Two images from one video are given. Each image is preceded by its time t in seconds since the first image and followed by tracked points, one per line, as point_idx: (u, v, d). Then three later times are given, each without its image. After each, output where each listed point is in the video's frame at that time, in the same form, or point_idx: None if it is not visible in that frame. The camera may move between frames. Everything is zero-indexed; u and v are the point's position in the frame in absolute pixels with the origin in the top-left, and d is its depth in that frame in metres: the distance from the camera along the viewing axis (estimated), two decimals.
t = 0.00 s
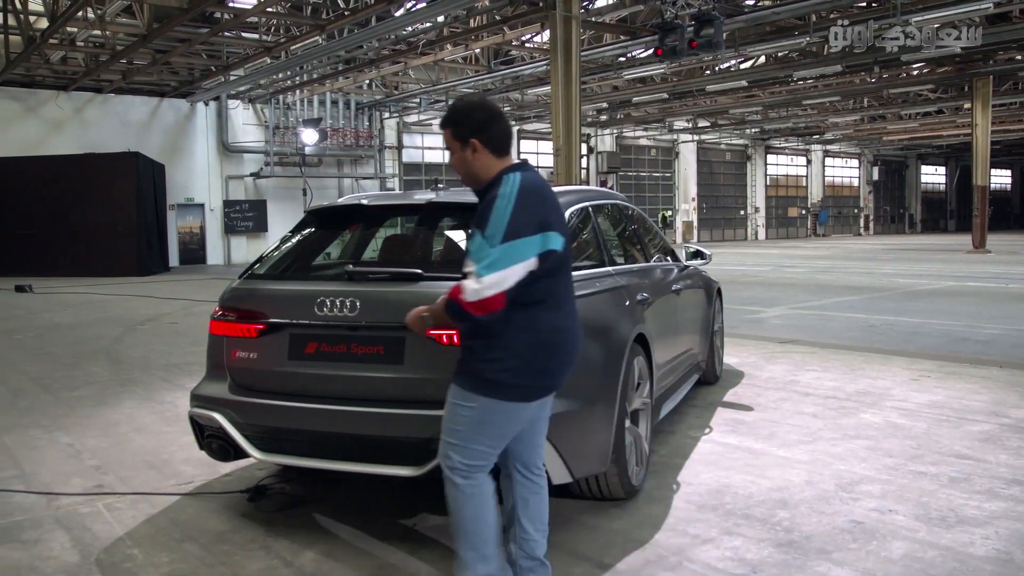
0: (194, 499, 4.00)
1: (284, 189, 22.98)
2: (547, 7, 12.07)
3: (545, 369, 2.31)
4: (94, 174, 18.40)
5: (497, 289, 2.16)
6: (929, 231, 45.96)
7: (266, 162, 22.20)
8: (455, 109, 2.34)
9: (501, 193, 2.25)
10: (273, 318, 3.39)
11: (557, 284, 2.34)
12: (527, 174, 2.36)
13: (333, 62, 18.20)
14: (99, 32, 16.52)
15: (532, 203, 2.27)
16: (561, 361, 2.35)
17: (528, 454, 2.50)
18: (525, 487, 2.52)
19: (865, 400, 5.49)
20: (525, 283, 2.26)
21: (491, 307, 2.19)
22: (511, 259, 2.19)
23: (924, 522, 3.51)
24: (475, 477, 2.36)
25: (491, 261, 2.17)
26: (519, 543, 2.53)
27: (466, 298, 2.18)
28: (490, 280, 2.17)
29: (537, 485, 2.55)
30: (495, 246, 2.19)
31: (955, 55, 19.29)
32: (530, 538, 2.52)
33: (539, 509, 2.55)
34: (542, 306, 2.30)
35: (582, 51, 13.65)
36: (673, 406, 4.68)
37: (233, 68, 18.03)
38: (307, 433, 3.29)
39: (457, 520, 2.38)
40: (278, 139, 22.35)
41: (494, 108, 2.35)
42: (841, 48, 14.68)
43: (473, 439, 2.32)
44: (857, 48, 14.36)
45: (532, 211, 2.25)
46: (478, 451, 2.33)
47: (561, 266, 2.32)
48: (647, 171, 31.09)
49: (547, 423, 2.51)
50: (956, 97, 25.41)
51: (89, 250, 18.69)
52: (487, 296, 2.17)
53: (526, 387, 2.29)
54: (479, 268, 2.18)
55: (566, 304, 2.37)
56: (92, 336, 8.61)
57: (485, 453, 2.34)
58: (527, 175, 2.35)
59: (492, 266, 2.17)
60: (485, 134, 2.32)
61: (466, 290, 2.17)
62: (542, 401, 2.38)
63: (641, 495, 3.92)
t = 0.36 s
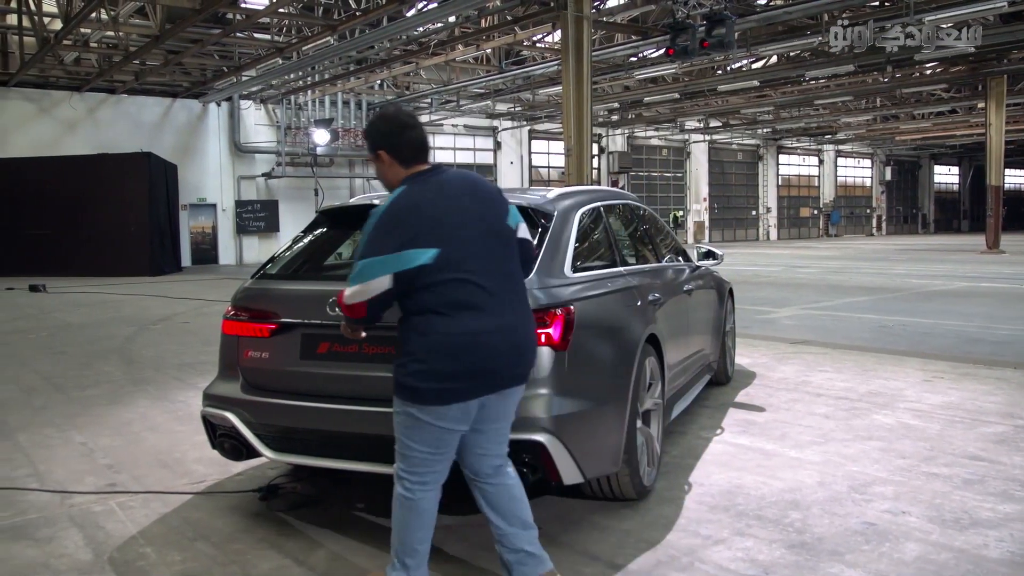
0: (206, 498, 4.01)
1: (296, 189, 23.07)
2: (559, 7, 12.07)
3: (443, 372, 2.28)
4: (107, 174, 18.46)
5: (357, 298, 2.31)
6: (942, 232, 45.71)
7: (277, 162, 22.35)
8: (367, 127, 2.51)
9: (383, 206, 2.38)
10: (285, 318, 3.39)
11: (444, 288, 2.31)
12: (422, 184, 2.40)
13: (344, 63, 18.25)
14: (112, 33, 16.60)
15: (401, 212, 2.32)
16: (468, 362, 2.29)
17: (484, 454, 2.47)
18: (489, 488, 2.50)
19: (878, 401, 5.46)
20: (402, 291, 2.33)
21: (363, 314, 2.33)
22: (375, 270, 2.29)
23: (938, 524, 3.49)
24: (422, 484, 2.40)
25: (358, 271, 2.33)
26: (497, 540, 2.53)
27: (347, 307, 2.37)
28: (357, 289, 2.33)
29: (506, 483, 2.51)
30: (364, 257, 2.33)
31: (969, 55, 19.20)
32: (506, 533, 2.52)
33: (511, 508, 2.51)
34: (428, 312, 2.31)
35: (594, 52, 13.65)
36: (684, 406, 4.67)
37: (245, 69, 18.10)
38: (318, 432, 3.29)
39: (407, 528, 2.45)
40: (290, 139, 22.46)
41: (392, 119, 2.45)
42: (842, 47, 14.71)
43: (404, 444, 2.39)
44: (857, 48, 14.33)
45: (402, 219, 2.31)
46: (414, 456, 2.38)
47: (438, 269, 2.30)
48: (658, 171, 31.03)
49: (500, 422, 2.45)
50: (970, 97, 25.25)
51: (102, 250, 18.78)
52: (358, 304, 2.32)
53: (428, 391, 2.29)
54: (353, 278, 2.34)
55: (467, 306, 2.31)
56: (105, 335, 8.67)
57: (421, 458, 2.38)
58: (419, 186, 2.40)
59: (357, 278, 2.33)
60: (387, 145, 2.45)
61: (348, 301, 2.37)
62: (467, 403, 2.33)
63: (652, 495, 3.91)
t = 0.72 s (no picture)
0: (218, 498, 4.03)
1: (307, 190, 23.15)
2: (570, 7, 12.06)
3: (382, 367, 2.30)
4: (121, 175, 18.59)
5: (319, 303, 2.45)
6: (956, 232, 45.47)
7: (289, 162, 22.45)
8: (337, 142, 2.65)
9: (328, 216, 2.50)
10: (298, 318, 3.40)
11: (375, 285, 2.34)
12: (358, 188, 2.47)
13: (356, 63, 18.30)
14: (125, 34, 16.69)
15: (339, 219, 2.42)
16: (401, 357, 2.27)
17: (466, 448, 2.45)
18: (476, 483, 2.48)
19: (891, 402, 5.44)
20: (349, 293, 2.42)
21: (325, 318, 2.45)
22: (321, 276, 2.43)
23: (952, 526, 3.47)
24: (403, 481, 2.37)
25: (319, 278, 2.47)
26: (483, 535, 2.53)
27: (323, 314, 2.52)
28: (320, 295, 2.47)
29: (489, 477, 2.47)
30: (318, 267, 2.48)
31: (982, 54, 19.11)
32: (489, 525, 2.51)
33: (498, 502, 2.50)
34: (371, 310, 2.35)
35: (604, 52, 13.64)
36: (696, 407, 4.66)
37: (257, 70, 18.15)
38: (329, 432, 3.29)
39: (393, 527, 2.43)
40: (301, 140, 22.52)
41: (345, 129, 2.56)
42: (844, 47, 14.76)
43: (382, 441, 2.38)
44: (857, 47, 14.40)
45: (338, 225, 2.41)
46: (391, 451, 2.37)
47: (366, 269, 2.34)
48: (669, 171, 30.97)
49: (474, 415, 2.40)
50: (983, 96, 25.09)
51: (115, 250, 18.87)
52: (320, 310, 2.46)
53: (376, 386, 2.31)
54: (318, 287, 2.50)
55: (396, 302, 2.30)
56: (118, 335, 8.72)
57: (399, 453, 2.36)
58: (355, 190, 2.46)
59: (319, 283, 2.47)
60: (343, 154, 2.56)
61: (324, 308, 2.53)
62: (426, 395, 2.31)
63: (664, 495, 3.90)
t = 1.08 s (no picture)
0: (227, 498, 4.03)
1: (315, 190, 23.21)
2: (578, 7, 12.06)
3: (376, 368, 2.31)
4: (129, 175, 18.66)
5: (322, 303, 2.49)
6: (964, 232, 45.32)
7: (297, 162, 22.51)
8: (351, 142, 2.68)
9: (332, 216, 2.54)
10: (305, 318, 3.40)
11: (369, 285, 2.36)
12: (358, 189, 2.49)
13: (363, 63, 18.32)
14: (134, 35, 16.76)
15: (341, 219, 2.46)
16: (390, 357, 2.28)
17: (466, 450, 2.42)
18: (478, 487, 2.44)
19: (900, 403, 5.42)
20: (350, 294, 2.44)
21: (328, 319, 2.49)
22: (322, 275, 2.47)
23: (960, 527, 3.46)
24: (406, 480, 2.38)
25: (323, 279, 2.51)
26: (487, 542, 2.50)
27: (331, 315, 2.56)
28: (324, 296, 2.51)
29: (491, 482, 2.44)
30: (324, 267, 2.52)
31: (991, 53, 19.05)
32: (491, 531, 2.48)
33: (500, 508, 2.46)
34: (367, 311, 2.37)
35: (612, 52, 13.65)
36: (704, 407, 4.65)
37: (265, 70, 18.19)
38: (338, 432, 3.29)
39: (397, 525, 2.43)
40: (310, 140, 22.57)
41: (352, 128, 2.57)
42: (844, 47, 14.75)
43: (383, 441, 2.40)
44: (858, 47, 14.38)
45: (338, 225, 2.45)
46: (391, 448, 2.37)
47: (362, 268, 2.36)
48: (677, 171, 30.92)
49: (471, 416, 2.38)
50: (993, 96, 24.97)
51: (124, 250, 18.94)
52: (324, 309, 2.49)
53: (372, 386, 2.33)
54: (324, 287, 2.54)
55: (387, 303, 2.31)
56: (126, 334, 8.74)
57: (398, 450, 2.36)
58: (356, 190, 2.48)
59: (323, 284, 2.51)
60: (351, 155, 2.58)
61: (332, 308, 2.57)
62: (420, 393, 2.31)
63: (671, 496, 3.89)
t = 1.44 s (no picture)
0: (232, 498, 4.04)
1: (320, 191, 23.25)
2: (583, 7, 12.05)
3: (394, 368, 2.30)
4: (135, 177, 18.71)
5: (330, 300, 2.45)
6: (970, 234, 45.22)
7: (303, 163, 22.53)
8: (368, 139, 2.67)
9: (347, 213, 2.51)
10: (310, 317, 3.41)
11: (388, 284, 2.35)
12: (378, 186, 2.48)
13: (368, 64, 18.33)
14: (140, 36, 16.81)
15: (359, 214, 2.44)
16: (412, 357, 2.27)
17: (484, 449, 2.43)
18: (494, 484, 2.45)
19: (905, 404, 5.41)
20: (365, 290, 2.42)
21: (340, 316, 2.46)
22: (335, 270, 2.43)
23: (966, 529, 3.45)
24: (417, 479, 2.37)
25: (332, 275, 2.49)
26: (506, 538, 2.50)
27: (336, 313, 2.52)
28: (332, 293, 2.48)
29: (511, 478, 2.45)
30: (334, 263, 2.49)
31: (997, 54, 19.02)
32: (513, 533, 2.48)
33: (519, 505, 2.47)
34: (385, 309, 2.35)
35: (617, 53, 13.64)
36: (709, 408, 4.64)
37: (271, 71, 18.21)
38: (342, 432, 3.29)
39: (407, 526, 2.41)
40: (315, 141, 22.62)
41: (376, 125, 2.56)
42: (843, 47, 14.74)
43: (396, 441, 2.39)
44: (857, 47, 14.34)
45: (356, 221, 2.43)
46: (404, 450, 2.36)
47: (382, 267, 2.35)
48: (682, 172, 30.89)
49: (489, 416, 2.39)
50: (999, 97, 24.89)
51: (131, 251, 18.98)
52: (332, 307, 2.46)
53: (389, 385, 2.32)
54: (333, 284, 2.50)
55: (408, 302, 2.30)
56: (132, 335, 8.76)
57: (411, 451, 2.36)
58: (376, 187, 2.47)
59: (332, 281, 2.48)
60: (371, 151, 2.57)
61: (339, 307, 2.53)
62: (438, 394, 2.31)
63: (676, 497, 3.88)
